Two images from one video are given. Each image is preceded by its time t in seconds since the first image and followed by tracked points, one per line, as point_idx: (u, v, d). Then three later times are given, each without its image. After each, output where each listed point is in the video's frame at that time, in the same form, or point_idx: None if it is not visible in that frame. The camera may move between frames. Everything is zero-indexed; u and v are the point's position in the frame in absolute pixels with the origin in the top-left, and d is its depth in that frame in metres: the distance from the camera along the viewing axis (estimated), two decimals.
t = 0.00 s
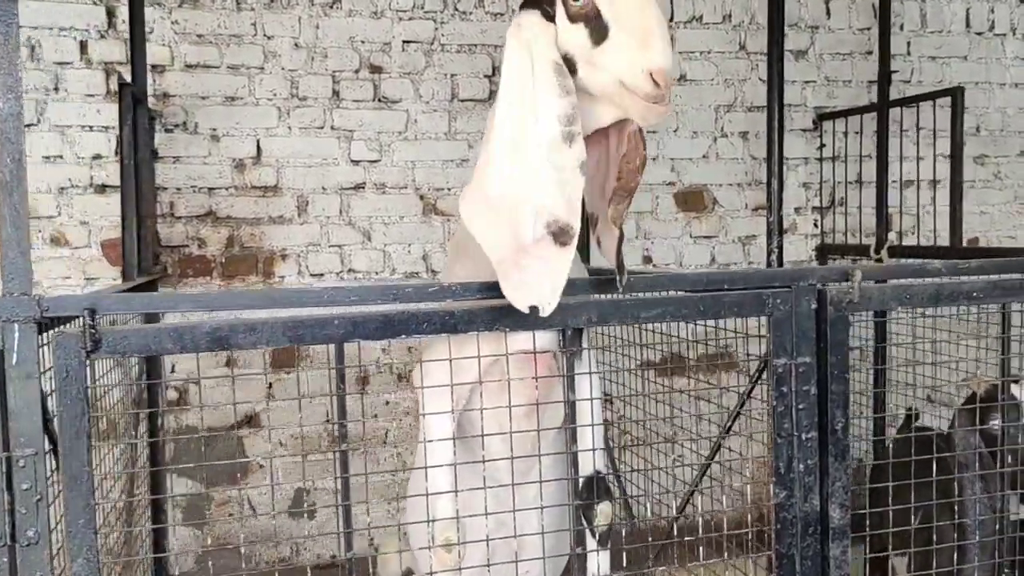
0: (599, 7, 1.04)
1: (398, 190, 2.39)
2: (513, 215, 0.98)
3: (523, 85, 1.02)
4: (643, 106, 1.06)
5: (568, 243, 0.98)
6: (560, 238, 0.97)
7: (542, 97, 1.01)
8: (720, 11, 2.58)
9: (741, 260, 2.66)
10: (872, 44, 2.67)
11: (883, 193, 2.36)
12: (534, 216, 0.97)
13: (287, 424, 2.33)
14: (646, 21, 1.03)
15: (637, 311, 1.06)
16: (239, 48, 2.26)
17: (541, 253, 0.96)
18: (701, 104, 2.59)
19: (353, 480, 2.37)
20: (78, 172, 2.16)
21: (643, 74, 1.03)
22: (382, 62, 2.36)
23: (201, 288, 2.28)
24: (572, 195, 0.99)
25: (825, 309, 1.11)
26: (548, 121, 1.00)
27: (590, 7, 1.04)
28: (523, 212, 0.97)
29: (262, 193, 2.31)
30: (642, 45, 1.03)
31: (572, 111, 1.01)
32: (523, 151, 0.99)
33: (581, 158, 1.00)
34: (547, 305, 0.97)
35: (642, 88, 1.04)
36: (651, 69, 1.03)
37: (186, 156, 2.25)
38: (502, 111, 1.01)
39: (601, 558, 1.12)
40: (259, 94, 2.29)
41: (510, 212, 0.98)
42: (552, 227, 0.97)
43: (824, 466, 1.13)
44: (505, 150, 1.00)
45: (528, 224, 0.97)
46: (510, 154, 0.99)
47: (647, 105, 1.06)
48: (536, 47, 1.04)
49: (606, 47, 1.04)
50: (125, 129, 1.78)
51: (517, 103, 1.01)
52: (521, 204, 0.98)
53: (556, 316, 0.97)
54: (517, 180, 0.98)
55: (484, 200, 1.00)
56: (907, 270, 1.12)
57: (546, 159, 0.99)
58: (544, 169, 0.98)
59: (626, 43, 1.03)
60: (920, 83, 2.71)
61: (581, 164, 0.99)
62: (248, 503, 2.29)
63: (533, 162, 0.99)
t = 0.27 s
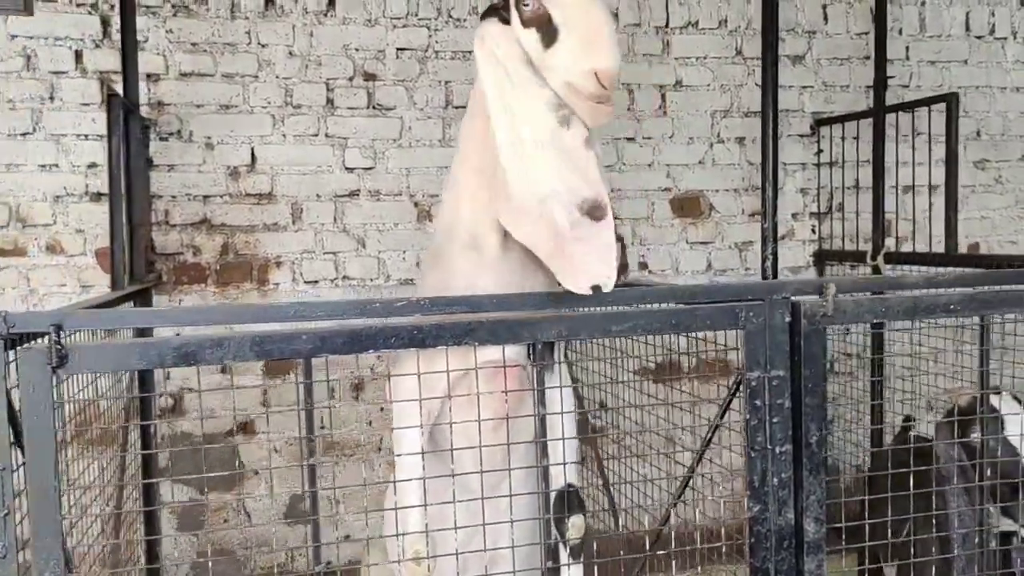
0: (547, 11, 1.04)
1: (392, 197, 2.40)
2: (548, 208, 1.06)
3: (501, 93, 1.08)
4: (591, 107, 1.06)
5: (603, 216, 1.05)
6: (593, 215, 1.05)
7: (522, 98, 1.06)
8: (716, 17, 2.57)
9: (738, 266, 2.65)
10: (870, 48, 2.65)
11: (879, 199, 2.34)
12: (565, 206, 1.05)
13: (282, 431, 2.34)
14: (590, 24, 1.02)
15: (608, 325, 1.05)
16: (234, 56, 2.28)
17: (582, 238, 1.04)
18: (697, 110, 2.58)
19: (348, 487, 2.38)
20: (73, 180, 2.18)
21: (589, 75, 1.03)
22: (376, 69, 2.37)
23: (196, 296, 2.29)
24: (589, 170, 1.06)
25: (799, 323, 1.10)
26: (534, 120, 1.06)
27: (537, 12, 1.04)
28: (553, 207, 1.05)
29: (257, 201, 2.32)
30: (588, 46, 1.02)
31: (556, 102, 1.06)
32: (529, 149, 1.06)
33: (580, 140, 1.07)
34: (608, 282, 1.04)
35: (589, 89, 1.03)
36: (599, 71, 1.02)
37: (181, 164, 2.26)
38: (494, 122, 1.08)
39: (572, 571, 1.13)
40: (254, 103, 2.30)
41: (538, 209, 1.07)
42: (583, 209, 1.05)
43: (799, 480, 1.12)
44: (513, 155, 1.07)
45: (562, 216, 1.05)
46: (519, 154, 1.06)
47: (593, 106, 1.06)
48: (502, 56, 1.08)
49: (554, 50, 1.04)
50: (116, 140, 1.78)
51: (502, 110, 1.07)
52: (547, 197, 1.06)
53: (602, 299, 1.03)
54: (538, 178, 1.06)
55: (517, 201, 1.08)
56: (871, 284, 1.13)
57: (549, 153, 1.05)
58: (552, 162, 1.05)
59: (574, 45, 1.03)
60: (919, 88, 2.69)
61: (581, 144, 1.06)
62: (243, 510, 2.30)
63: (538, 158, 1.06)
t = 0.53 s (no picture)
0: (525, 61, 1.07)
1: (399, 207, 2.42)
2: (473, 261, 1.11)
3: (463, 138, 1.14)
4: (555, 163, 1.10)
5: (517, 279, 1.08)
6: (509, 277, 1.08)
7: (479, 146, 1.12)
8: (722, 27, 2.58)
9: (744, 276, 2.65)
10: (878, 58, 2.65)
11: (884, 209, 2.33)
12: (488, 260, 1.10)
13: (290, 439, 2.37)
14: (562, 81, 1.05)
15: (595, 344, 1.06)
16: (243, 69, 2.31)
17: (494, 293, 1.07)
18: (703, 121, 2.59)
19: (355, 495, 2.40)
20: (86, 192, 2.22)
21: (554, 133, 1.05)
22: (383, 81, 2.39)
23: (206, 305, 2.32)
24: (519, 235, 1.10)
25: (785, 342, 1.11)
26: (483, 170, 1.11)
27: (516, 61, 1.08)
28: (478, 258, 1.11)
29: (266, 211, 2.35)
30: (558, 102, 1.05)
31: (509, 157, 1.11)
32: (470, 201, 1.12)
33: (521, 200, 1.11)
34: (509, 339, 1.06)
35: (552, 147, 1.06)
36: (562, 129, 1.05)
37: (191, 176, 2.30)
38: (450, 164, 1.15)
39: None
40: (263, 114, 2.33)
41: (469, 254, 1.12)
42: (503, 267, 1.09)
43: (786, 498, 1.13)
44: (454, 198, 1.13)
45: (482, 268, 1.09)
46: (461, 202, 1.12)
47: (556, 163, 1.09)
48: (476, 99, 1.13)
49: (527, 101, 1.07)
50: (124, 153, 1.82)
51: (461, 155, 1.14)
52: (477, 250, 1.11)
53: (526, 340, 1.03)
54: (471, 231, 1.11)
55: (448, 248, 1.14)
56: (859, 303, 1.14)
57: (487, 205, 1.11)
58: (488, 214, 1.10)
59: (544, 99, 1.06)
60: (928, 97, 2.68)
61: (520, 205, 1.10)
62: (251, 517, 2.33)
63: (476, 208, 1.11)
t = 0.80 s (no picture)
0: (539, 78, 1.08)
1: (416, 216, 2.46)
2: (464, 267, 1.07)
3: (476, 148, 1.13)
4: (572, 175, 1.09)
5: (507, 290, 1.04)
6: (498, 286, 1.04)
7: (489, 155, 1.11)
8: (737, 36, 2.59)
9: (759, 283, 2.65)
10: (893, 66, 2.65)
11: (900, 217, 2.33)
12: (479, 265, 1.06)
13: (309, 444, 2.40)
14: (576, 95, 1.05)
15: (604, 354, 1.08)
16: (264, 80, 2.35)
17: (478, 298, 1.03)
18: (718, 129, 2.60)
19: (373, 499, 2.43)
20: (110, 200, 2.28)
21: (570, 146, 1.05)
22: (400, 91, 2.43)
23: (226, 311, 2.37)
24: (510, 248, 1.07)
25: (792, 353, 1.13)
26: (494, 179, 1.10)
27: (530, 77, 1.09)
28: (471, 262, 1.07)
29: (285, 220, 2.39)
30: (573, 115, 1.05)
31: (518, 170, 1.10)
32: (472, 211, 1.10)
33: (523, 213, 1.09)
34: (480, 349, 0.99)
35: (569, 159, 1.06)
36: (579, 142, 1.05)
37: (212, 185, 2.34)
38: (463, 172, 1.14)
39: None
40: (282, 124, 2.37)
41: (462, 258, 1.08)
42: (492, 275, 1.05)
43: (793, 507, 1.14)
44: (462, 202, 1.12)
45: (471, 272, 1.06)
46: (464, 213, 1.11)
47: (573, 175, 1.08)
48: (488, 112, 1.13)
49: (542, 116, 1.07)
50: (147, 164, 1.86)
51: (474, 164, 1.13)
52: (470, 258, 1.08)
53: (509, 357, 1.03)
54: (468, 240, 1.09)
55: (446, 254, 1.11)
56: (867, 315, 1.16)
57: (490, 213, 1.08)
58: (487, 221, 1.08)
59: (560, 113, 1.06)
60: (945, 105, 2.68)
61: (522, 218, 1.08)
62: (270, 520, 2.36)
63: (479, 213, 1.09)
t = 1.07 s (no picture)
0: (561, 76, 1.09)
1: (445, 221, 2.48)
2: (554, 269, 1.07)
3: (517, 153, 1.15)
4: (597, 170, 1.06)
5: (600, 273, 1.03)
6: (590, 274, 1.03)
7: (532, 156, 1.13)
8: (764, 42, 2.59)
9: (787, 289, 2.64)
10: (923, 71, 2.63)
11: (930, 222, 2.31)
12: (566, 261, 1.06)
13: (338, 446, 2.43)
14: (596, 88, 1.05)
15: (630, 358, 1.09)
16: (295, 88, 2.39)
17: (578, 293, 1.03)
18: (746, 134, 2.59)
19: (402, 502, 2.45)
20: (145, 206, 2.33)
21: (592, 138, 1.03)
22: (429, 98, 2.46)
23: (258, 315, 2.41)
24: (586, 232, 1.07)
25: (818, 358, 1.13)
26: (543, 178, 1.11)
27: (552, 76, 1.10)
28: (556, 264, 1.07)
29: (315, 225, 2.42)
30: (593, 109, 1.04)
31: (562, 158, 1.10)
32: (538, 212, 1.10)
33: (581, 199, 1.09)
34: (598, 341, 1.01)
35: (593, 153, 1.03)
36: (600, 133, 1.02)
37: (245, 191, 2.38)
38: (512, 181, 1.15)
39: None
40: (313, 131, 2.41)
41: (547, 265, 1.09)
42: (581, 266, 1.05)
43: (820, 511, 1.14)
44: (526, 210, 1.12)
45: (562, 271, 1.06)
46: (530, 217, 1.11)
47: (597, 169, 1.05)
48: (521, 117, 1.16)
49: (565, 112, 1.08)
50: (183, 172, 1.90)
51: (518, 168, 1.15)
52: (553, 258, 1.07)
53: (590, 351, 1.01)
54: (546, 240, 1.08)
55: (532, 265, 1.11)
56: (897, 320, 1.15)
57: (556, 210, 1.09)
58: (558, 218, 1.08)
59: (581, 108, 1.06)
60: (975, 110, 2.65)
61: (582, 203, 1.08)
62: (300, 521, 2.40)
63: (548, 214, 1.09)
